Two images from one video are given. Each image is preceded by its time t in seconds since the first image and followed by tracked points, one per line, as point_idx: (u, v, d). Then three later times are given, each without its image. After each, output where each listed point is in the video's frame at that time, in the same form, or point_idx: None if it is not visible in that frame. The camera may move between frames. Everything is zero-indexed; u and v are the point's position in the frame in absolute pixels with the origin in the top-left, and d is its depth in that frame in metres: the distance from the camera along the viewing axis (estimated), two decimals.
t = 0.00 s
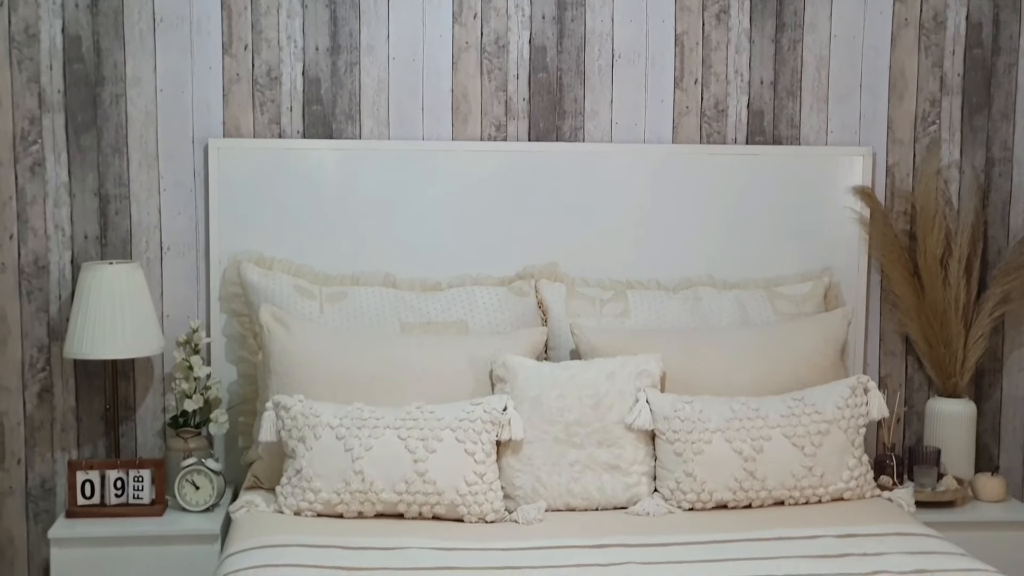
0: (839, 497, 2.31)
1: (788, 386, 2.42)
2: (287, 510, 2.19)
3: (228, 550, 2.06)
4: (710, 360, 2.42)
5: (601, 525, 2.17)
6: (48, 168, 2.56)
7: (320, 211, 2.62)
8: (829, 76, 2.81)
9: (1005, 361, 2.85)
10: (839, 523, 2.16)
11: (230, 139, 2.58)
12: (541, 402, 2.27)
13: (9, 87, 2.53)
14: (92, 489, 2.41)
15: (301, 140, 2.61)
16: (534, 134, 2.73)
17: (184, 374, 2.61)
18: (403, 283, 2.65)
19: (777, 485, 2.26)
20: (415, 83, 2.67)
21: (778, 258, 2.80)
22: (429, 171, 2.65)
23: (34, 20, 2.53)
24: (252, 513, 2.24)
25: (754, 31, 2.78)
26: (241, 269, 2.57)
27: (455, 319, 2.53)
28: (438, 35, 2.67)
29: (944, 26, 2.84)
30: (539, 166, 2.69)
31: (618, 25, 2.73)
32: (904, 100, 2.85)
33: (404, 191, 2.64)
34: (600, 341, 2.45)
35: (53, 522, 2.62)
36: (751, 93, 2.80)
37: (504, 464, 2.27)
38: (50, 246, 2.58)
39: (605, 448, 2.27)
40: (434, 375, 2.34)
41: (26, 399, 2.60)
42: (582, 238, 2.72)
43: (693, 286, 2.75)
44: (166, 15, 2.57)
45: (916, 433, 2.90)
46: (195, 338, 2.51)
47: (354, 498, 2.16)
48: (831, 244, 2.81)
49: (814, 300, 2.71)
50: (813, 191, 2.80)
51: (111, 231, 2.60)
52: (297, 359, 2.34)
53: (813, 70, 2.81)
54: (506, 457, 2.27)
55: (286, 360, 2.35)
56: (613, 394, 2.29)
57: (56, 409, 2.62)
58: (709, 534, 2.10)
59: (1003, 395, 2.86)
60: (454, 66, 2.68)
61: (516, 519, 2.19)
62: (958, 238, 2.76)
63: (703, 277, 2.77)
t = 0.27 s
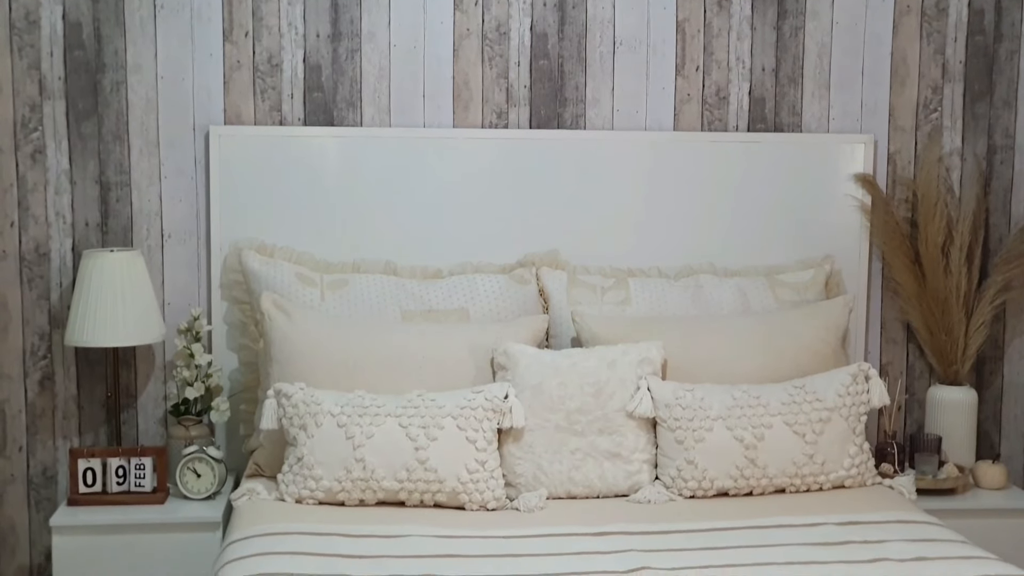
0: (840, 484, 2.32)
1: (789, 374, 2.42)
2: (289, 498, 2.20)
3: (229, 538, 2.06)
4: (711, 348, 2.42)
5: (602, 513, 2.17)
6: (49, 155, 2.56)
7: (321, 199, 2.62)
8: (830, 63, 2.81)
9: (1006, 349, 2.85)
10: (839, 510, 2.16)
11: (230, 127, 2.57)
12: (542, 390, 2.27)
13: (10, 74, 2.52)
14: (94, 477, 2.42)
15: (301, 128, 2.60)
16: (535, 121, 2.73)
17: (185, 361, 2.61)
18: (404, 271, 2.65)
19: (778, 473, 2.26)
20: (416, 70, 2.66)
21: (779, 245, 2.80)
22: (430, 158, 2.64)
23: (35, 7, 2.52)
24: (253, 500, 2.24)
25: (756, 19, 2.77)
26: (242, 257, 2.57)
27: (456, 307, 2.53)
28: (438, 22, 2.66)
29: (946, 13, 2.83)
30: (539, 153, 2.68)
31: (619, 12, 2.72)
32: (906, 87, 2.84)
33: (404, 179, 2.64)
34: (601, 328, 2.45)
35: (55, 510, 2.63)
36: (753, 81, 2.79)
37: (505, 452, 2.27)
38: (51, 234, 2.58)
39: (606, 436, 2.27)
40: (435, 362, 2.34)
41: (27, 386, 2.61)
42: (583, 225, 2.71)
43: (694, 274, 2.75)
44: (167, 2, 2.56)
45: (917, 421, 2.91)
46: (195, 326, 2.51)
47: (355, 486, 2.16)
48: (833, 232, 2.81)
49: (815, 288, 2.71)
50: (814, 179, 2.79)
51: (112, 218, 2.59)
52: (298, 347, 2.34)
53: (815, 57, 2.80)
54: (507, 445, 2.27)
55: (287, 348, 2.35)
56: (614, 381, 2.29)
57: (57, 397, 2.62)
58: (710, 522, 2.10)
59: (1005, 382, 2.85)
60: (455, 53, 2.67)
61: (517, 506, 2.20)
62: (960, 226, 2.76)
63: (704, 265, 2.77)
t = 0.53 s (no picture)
0: (840, 471, 2.32)
1: (790, 360, 2.43)
2: (290, 484, 2.20)
3: (230, 524, 2.06)
4: (711, 334, 2.42)
5: (602, 499, 2.18)
6: (49, 142, 2.55)
7: (322, 185, 2.62)
8: (832, 49, 2.80)
9: (1007, 335, 2.84)
10: (839, 497, 2.17)
11: (230, 113, 2.57)
12: (543, 376, 2.27)
13: (9, 60, 2.52)
14: (96, 463, 2.42)
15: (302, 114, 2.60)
16: (536, 108, 2.72)
17: (186, 347, 2.61)
18: (405, 258, 2.65)
19: (778, 460, 2.27)
20: (416, 56, 2.66)
21: (780, 232, 2.79)
22: (431, 145, 2.64)
23: None
24: (254, 487, 2.25)
25: (757, 4, 2.77)
26: (242, 244, 2.57)
27: (457, 294, 2.53)
28: (439, 8, 2.65)
29: None
30: (540, 140, 2.68)
31: None
32: (907, 73, 2.83)
33: (405, 165, 2.64)
34: (602, 315, 2.45)
35: (56, 496, 2.63)
36: (754, 67, 2.78)
37: (506, 438, 2.27)
38: (51, 220, 2.57)
39: (606, 422, 2.28)
40: (436, 349, 2.34)
41: (28, 373, 2.61)
42: (584, 212, 2.71)
43: (695, 260, 2.75)
44: None
45: (917, 407, 2.91)
46: (196, 313, 2.51)
47: (356, 472, 2.17)
48: (834, 218, 2.81)
49: (815, 275, 2.71)
50: (816, 165, 2.79)
51: (113, 205, 2.59)
52: (299, 333, 2.34)
53: (817, 44, 2.79)
54: (507, 431, 2.27)
55: (287, 335, 2.35)
56: (615, 367, 2.29)
57: (58, 383, 2.62)
58: (711, 508, 2.11)
59: (1006, 368, 2.84)
60: (456, 39, 2.67)
61: (518, 493, 2.20)
62: (962, 213, 2.74)
63: (705, 251, 2.76)
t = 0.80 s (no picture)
0: (840, 458, 2.33)
1: (790, 348, 2.43)
2: (290, 472, 2.21)
3: (230, 511, 2.07)
4: (711, 322, 2.42)
5: (602, 486, 2.18)
6: (49, 128, 2.55)
7: (322, 172, 2.61)
8: (833, 36, 2.79)
9: (1007, 324, 2.84)
10: (839, 484, 2.17)
11: (230, 100, 2.56)
12: (543, 364, 2.28)
13: (9, 46, 2.51)
14: (96, 450, 2.42)
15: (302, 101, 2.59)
16: (537, 95, 2.71)
17: (186, 335, 2.61)
18: (405, 245, 2.65)
19: (778, 447, 2.27)
20: (417, 43, 2.65)
21: (780, 219, 2.79)
22: (431, 132, 2.64)
23: None
24: (254, 474, 2.25)
25: None
26: (242, 231, 2.56)
27: (457, 281, 2.53)
28: None
29: None
30: (541, 127, 2.67)
31: None
32: (909, 61, 2.82)
33: (405, 152, 2.63)
34: (603, 303, 2.45)
35: (56, 483, 2.63)
36: (755, 54, 2.78)
37: (506, 426, 2.27)
38: (51, 207, 2.57)
39: (606, 410, 2.28)
40: (436, 336, 2.34)
41: (28, 359, 2.61)
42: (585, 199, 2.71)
43: (695, 248, 2.74)
44: None
45: (917, 395, 2.91)
46: (196, 300, 2.51)
47: (356, 459, 2.17)
48: (834, 206, 2.81)
49: (816, 263, 2.70)
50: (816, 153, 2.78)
51: (112, 192, 2.58)
52: (299, 320, 2.34)
53: (818, 31, 2.78)
54: (508, 419, 2.27)
55: (287, 322, 2.35)
56: (615, 355, 2.30)
57: (59, 370, 2.62)
58: (711, 496, 2.11)
59: (1005, 357, 2.84)
60: (456, 26, 2.66)
61: (518, 480, 2.20)
62: (963, 200, 2.75)
63: (705, 239, 2.76)
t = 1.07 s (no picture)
0: (839, 444, 2.33)
1: (790, 334, 2.43)
2: (290, 456, 2.21)
3: (230, 495, 2.07)
4: (711, 308, 2.43)
5: (602, 472, 2.18)
6: (49, 112, 2.54)
7: (322, 157, 2.61)
8: (835, 22, 2.78)
9: (1008, 310, 2.84)
10: (838, 470, 2.18)
11: (230, 84, 2.55)
12: (543, 349, 2.28)
13: (8, 30, 2.50)
14: (96, 434, 2.43)
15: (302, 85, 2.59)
16: (537, 80, 2.70)
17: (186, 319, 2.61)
18: (406, 230, 2.64)
19: (778, 433, 2.27)
20: (418, 27, 2.64)
21: (781, 205, 2.79)
22: (431, 116, 2.63)
23: None
24: (254, 458, 2.26)
25: None
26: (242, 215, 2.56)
27: (458, 267, 2.53)
28: None
29: None
30: (542, 112, 2.67)
31: None
32: (910, 46, 2.82)
33: (406, 137, 2.63)
34: (603, 289, 2.45)
35: (57, 466, 2.64)
36: (757, 40, 2.77)
37: (506, 411, 2.28)
38: (51, 191, 2.56)
39: (606, 395, 2.28)
40: (436, 321, 2.34)
41: (29, 343, 2.61)
42: (586, 185, 2.70)
43: (696, 234, 2.74)
44: None
45: (917, 381, 2.92)
46: (196, 284, 2.50)
47: (356, 444, 2.17)
48: (835, 192, 2.80)
49: (816, 249, 2.70)
50: (817, 139, 2.78)
51: (113, 176, 2.58)
52: (299, 305, 2.34)
53: (820, 16, 2.77)
54: (508, 404, 2.28)
55: (288, 306, 2.35)
56: (616, 340, 2.30)
57: (59, 354, 2.62)
58: (710, 481, 2.12)
59: (1005, 344, 2.84)
60: (457, 11, 2.65)
61: (518, 465, 2.21)
62: (964, 186, 2.75)
63: (706, 225, 2.76)
